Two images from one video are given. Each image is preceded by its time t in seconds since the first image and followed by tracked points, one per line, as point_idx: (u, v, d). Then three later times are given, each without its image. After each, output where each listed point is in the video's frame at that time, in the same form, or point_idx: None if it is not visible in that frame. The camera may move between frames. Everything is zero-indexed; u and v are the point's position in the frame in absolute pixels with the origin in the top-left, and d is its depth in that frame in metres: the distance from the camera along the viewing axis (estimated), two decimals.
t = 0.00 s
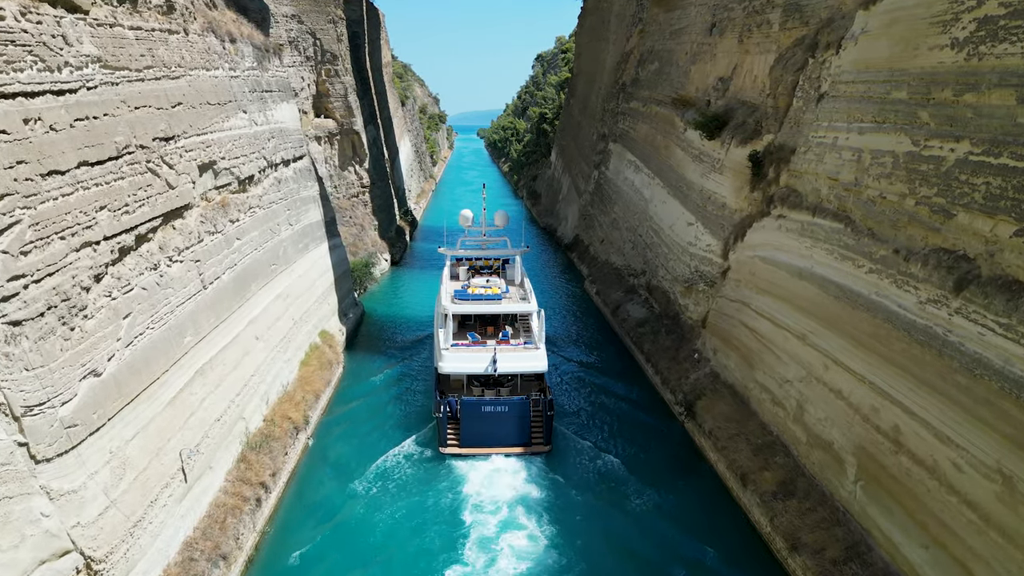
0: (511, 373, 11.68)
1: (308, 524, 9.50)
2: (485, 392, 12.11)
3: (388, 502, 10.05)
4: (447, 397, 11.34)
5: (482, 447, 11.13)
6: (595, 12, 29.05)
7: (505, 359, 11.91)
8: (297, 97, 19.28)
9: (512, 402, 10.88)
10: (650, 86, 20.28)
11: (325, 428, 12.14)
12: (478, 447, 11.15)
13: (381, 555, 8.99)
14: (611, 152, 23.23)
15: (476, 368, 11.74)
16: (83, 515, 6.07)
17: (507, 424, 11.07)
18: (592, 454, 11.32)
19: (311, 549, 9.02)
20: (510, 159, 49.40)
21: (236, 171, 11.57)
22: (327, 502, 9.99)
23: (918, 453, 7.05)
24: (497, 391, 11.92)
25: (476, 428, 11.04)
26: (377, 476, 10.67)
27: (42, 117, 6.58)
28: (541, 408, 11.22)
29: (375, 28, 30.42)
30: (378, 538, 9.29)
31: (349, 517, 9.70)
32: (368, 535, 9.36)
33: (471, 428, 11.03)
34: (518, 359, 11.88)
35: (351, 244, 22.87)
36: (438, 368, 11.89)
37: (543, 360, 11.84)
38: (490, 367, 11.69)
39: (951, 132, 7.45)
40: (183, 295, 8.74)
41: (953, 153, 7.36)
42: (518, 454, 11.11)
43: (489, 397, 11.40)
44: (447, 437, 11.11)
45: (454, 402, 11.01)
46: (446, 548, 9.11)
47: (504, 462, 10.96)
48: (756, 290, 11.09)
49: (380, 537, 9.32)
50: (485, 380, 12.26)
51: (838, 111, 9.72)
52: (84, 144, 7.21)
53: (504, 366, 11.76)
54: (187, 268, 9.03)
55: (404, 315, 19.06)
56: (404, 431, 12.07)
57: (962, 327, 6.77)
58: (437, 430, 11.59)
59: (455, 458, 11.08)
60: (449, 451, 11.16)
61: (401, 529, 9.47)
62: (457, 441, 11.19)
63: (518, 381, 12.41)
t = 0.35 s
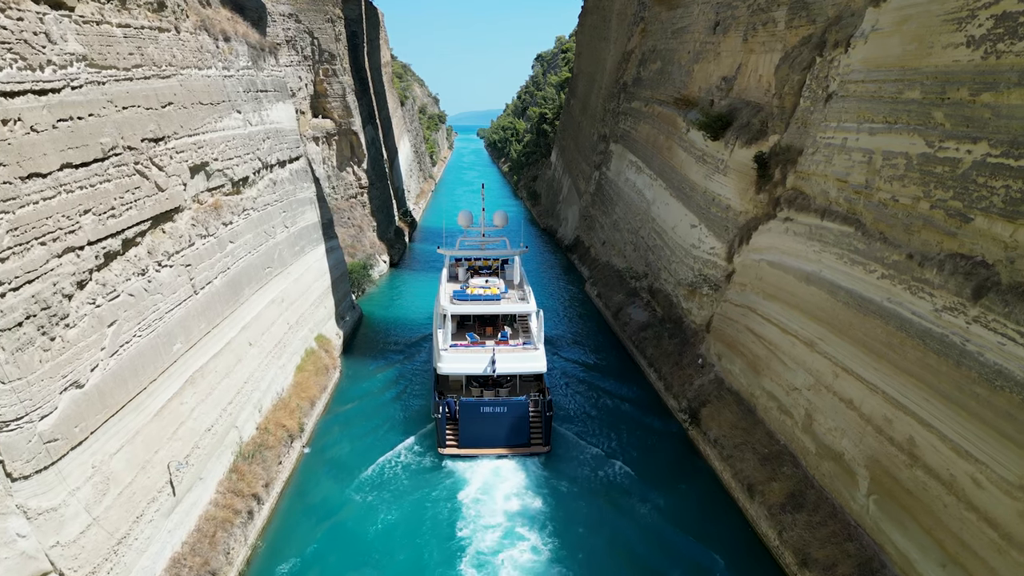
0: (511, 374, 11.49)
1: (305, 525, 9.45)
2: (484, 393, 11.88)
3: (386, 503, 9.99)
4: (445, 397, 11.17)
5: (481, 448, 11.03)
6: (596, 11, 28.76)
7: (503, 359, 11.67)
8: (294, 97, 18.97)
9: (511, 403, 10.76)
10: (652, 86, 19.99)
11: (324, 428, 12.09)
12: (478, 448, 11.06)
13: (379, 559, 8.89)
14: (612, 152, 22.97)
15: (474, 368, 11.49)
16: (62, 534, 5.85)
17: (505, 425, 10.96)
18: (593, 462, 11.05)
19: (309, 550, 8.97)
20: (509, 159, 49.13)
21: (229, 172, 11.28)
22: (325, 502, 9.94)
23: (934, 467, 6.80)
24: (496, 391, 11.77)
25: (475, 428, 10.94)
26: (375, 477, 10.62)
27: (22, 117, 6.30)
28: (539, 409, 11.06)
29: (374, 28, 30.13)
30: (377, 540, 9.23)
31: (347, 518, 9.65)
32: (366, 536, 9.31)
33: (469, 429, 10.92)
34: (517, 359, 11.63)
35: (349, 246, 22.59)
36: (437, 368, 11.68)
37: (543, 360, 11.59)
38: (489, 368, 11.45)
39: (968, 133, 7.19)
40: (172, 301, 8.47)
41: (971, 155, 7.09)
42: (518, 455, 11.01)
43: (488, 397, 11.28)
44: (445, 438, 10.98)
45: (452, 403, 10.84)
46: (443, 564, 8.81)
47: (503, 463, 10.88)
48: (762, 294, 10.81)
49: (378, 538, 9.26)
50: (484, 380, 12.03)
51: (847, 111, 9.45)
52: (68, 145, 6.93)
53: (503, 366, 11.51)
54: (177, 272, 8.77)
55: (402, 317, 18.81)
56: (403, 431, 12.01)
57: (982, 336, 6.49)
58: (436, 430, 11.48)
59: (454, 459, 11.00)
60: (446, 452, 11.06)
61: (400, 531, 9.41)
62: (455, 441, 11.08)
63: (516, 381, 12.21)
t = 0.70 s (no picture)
0: (509, 373, 11.27)
1: (305, 525, 9.43)
2: (482, 393, 11.70)
3: (385, 502, 9.96)
4: (445, 398, 11.11)
5: (480, 447, 10.97)
6: (596, 9, 28.49)
7: (503, 359, 11.39)
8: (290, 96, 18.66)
9: (510, 403, 10.68)
10: (654, 85, 19.69)
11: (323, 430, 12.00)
12: (478, 448, 10.98)
13: (376, 560, 8.83)
14: (613, 152, 22.67)
15: (471, 368, 11.25)
16: (38, 557, 5.57)
17: (504, 426, 10.87)
18: (596, 472, 10.75)
19: (309, 549, 8.96)
20: (509, 159, 48.79)
21: (221, 174, 10.98)
22: (324, 502, 9.92)
23: (953, 483, 6.53)
24: (495, 392, 11.59)
25: (474, 429, 10.85)
26: (371, 479, 10.50)
27: None
28: (538, 409, 10.96)
29: (372, 27, 29.81)
30: (372, 539, 9.20)
31: (346, 518, 9.61)
32: (365, 535, 9.28)
33: (468, 429, 10.83)
34: (516, 359, 11.35)
35: (346, 248, 22.21)
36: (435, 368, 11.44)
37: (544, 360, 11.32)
38: (489, 368, 11.19)
39: (987, 134, 6.90)
40: (160, 308, 8.18)
41: (990, 157, 6.80)
42: (518, 455, 10.96)
43: (487, 398, 11.18)
44: (444, 438, 10.93)
45: (450, 403, 10.77)
46: None
47: (503, 462, 10.84)
48: (769, 299, 10.53)
49: (377, 538, 9.23)
50: (482, 380, 11.78)
51: (857, 111, 9.16)
52: (48, 147, 6.62)
53: (501, 367, 11.25)
54: (167, 278, 8.49)
55: (400, 320, 18.52)
56: (402, 433, 11.93)
57: (1003, 347, 6.21)
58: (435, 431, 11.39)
59: (452, 459, 10.94)
60: (446, 451, 11.00)
61: (396, 531, 9.35)
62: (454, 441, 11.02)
63: (514, 380, 11.90)
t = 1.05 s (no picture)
0: (507, 373, 10.99)
1: (303, 525, 9.37)
2: (482, 393, 11.44)
3: (383, 502, 9.89)
4: (444, 398, 11.02)
5: (480, 448, 10.81)
6: (596, 9, 28.31)
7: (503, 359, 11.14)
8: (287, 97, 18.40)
9: (509, 403, 10.50)
10: (655, 84, 19.44)
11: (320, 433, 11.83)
12: (478, 449, 10.84)
13: (374, 560, 8.77)
14: (614, 152, 22.42)
15: (469, 368, 11.02)
16: None
17: (503, 426, 10.70)
18: (598, 480, 10.48)
19: (307, 549, 8.91)
20: (509, 159, 48.56)
21: (214, 176, 10.71)
22: (322, 502, 9.85)
23: (973, 499, 6.26)
24: (494, 393, 11.36)
25: (473, 430, 10.67)
26: (369, 483, 10.33)
27: None
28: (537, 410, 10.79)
29: (371, 27, 29.58)
30: (371, 539, 9.14)
31: (344, 518, 9.54)
32: (364, 534, 9.24)
33: (467, 430, 10.67)
34: (516, 359, 11.11)
35: (344, 249, 21.88)
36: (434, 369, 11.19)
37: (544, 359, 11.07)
38: (488, 368, 10.92)
39: (1006, 135, 6.64)
40: (149, 315, 7.92)
41: (1010, 160, 6.54)
42: (518, 455, 10.81)
43: (486, 398, 11.00)
44: (442, 438, 10.81)
45: (449, 403, 10.67)
46: None
47: (503, 463, 10.70)
48: (776, 304, 10.25)
49: (375, 537, 9.17)
50: (481, 380, 11.53)
51: (867, 111, 8.89)
52: (30, 148, 6.36)
53: (500, 367, 11.00)
54: (156, 284, 8.24)
55: (399, 322, 18.27)
56: (401, 434, 11.79)
57: None
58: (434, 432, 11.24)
59: (452, 460, 10.79)
60: (445, 452, 10.86)
61: (394, 533, 9.25)
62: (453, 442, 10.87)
63: (513, 380, 11.61)
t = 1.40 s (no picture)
0: (507, 373, 10.75)
1: (302, 526, 9.33)
2: (480, 393, 11.13)
3: (382, 502, 9.83)
4: (443, 399, 10.96)
5: (479, 449, 10.74)
6: (596, 8, 28.12)
7: (502, 359, 10.88)
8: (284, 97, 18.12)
9: (507, 403, 10.42)
10: (657, 84, 19.16)
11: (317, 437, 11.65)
12: (477, 449, 10.75)
13: (372, 561, 8.70)
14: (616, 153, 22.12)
15: (468, 367, 10.76)
16: None
17: (503, 426, 10.61)
18: (600, 490, 10.19)
19: (306, 549, 8.88)
20: (509, 159, 48.29)
21: (206, 178, 10.41)
22: (321, 503, 9.81)
23: (995, 518, 5.98)
24: (491, 394, 11.13)
25: (471, 431, 10.58)
26: (366, 489, 10.12)
27: None
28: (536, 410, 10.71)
29: (370, 27, 29.31)
30: (369, 539, 9.10)
31: (343, 518, 9.50)
32: (362, 534, 9.19)
33: (466, 431, 10.58)
34: (516, 359, 10.85)
35: (342, 252, 21.48)
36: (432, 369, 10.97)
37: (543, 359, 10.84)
38: (486, 368, 10.70)
39: None
40: (136, 323, 7.65)
41: None
42: (517, 456, 10.73)
43: (485, 398, 10.91)
44: (441, 439, 10.73)
45: (448, 404, 10.61)
46: None
47: (502, 464, 10.61)
48: (783, 310, 9.98)
49: (374, 537, 9.12)
50: (480, 380, 11.23)
51: (878, 111, 8.61)
52: (7, 150, 6.07)
53: (500, 367, 10.74)
54: (144, 291, 7.97)
55: (397, 325, 18.00)
56: (399, 437, 11.62)
57: None
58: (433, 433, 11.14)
59: (450, 461, 10.70)
60: (444, 453, 10.77)
61: (392, 537, 9.13)
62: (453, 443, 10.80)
63: (512, 380, 11.32)
